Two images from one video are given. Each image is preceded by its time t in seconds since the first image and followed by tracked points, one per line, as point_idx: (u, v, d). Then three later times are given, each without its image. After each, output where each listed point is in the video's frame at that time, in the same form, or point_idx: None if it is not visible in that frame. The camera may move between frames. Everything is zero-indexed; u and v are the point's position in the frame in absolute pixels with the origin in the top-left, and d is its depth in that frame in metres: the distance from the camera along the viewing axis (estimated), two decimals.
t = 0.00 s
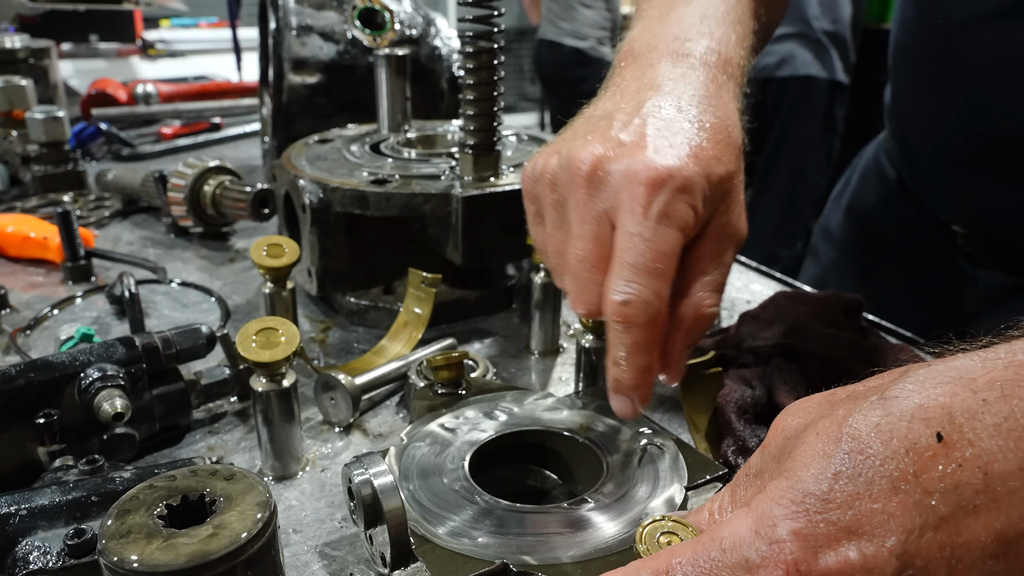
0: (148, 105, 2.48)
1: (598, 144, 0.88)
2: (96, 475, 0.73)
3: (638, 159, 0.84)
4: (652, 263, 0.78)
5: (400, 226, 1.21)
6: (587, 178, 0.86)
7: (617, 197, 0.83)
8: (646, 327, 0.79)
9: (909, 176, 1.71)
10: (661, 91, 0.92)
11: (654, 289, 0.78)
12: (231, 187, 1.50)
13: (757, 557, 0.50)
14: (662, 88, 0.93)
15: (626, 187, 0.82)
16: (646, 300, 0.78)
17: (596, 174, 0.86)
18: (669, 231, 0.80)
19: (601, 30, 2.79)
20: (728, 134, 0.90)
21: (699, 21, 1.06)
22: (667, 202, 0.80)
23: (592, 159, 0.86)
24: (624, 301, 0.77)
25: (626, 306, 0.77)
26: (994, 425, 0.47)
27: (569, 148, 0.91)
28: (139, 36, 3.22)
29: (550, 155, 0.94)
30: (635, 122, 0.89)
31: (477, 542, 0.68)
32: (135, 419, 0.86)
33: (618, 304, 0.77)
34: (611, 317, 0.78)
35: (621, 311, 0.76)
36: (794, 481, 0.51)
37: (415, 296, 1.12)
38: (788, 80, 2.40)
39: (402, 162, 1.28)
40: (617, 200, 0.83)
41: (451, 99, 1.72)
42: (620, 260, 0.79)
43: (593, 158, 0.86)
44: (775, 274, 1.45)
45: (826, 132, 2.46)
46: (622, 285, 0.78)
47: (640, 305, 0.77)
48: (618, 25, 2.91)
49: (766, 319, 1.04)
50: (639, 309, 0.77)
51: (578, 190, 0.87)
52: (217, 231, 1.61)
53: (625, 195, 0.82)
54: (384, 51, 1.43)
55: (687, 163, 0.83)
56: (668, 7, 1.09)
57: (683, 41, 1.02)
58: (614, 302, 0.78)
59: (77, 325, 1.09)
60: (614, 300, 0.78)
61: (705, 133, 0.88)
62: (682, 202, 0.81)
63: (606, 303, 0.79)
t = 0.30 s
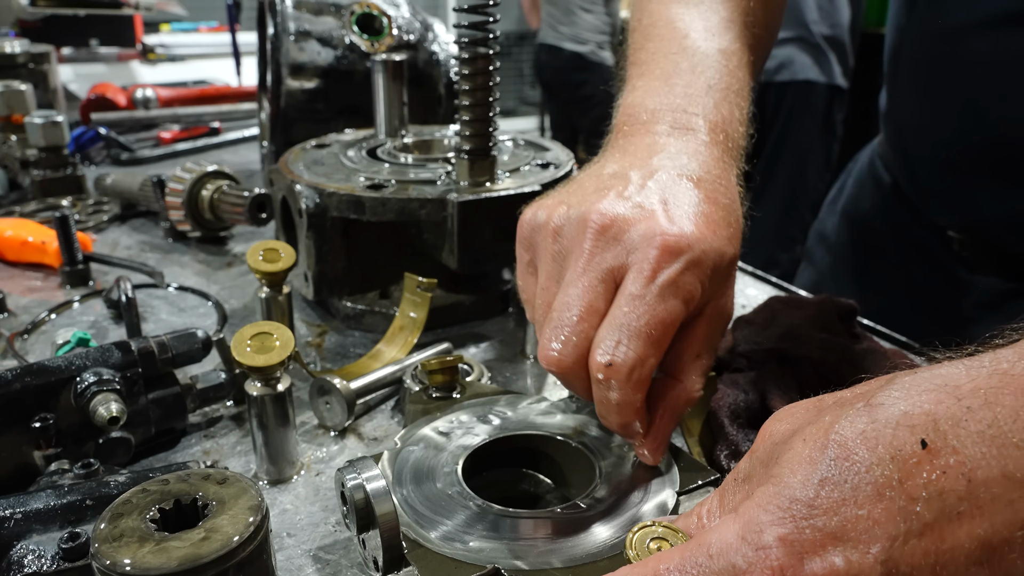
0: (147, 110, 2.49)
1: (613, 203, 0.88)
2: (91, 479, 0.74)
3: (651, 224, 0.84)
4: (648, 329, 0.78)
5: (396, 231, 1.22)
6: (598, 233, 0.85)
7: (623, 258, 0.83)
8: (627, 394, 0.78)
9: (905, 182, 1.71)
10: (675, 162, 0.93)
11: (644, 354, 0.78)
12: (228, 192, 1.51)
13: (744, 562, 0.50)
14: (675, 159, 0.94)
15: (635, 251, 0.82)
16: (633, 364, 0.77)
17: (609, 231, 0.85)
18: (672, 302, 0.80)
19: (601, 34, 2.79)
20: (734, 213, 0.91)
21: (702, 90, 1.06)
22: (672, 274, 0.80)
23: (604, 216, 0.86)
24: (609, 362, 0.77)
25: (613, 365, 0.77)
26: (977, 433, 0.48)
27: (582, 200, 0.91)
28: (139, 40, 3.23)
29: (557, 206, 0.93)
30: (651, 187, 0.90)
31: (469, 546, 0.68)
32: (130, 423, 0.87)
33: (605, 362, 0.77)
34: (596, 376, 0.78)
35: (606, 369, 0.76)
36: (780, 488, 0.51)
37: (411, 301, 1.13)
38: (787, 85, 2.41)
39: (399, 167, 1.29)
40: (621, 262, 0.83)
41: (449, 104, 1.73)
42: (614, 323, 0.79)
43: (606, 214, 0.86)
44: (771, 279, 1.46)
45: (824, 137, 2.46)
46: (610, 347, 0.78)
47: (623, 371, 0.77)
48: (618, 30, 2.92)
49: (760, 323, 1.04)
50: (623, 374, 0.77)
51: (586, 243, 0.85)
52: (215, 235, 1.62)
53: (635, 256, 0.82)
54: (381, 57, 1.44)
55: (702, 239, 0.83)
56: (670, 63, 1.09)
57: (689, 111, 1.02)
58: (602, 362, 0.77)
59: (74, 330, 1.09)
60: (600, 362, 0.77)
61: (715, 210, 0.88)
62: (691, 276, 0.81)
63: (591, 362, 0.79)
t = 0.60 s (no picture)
0: (148, 113, 2.49)
1: (580, 217, 0.86)
2: (91, 482, 0.73)
3: (614, 237, 0.82)
4: (604, 343, 0.77)
5: (397, 234, 1.21)
6: (563, 246, 0.84)
7: (584, 271, 0.81)
8: (582, 407, 0.77)
9: (905, 186, 1.71)
10: (650, 179, 0.92)
11: (598, 367, 0.77)
12: (229, 195, 1.51)
13: (745, 570, 0.50)
14: (649, 177, 0.93)
15: (596, 265, 0.81)
16: (587, 377, 0.76)
17: (574, 244, 0.83)
18: (632, 316, 0.78)
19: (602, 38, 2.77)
20: (707, 229, 0.88)
21: (684, 105, 1.05)
22: (631, 288, 0.78)
23: (570, 230, 0.84)
24: (563, 373, 0.76)
25: (566, 376, 0.76)
26: (979, 439, 0.47)
27: (551, 215, 0.90)
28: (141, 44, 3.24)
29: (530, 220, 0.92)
30: (620, 204, 0.88)
31: (469, 550, 0.68)
32: (130, 426, 0.86)
33: (559, 373, 0.76)
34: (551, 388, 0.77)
35: (559, 380, 0.75)
36: (781, 494, 0.51)
37: (412, 303, 1.13)
38: (785, 88, 2.41)
39: (399, 170, 1.29)
40: (583, 275, 0.81)
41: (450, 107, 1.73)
42: (570, 336, 0.77)
43: (572, 228, 0.84)
44: (771, 282, 1.46)
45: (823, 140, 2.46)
46: (565, 358, 0.77)
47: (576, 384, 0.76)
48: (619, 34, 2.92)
49: (761, 326, 1.04)
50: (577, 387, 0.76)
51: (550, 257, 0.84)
52: (216, 238, 1.62)
53: (597, 270, 0.80)
54: (382, 59, 1.44)
55: (666, 253, 0.80)
56: (654, 78, 1.09)
57: (668, 128, 1.02)
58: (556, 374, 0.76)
59: (74, 332, 1.09)
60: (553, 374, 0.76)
61: (687, 226, 0.86)
62: (652, 291, 0.79)
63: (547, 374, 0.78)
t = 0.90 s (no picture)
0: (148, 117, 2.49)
1: (618, 221, 0.88)
2: (89, 486, 0.73)
3: (657, 239, 0.84)
4: (654, 343, 0.78)
5: (396, 238, 1.22)
6: (604, 250, 0.85)
7: (629, 273, 0.83)
8: (632, 407, 0.78)
9: (903, 189, 1.72)
10: (679, 180, 0.94)
11: (648, 367, 0.78)
12: (228, 199, 1.51)
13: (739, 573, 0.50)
14: (680, 176, 0.95)
15: (642, 267, 0.83)
16: (639, 377, 0.77)
17: (615, 248, 0.85)
18: (680, 316, 0.80)
19: (602, 42, 2.77)
20: (739, 229, 0.91)
21: (704, 105, 1.06)
22: (678, 288, 0.80)
23: (609, 233, 0.86)
24: (615, 374, 0.77)
25: (617, 377, 0.77)
26: (972, 443, 0.47)
27: (587, 218, 0.91)
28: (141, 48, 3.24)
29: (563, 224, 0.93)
30: (656, 205, 0.90)
31: (466, 554, 0.68)
32: (129, 430, 0.87)
33: (609, 374, 0.77)
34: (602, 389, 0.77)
35: (612, 381, 0.76)
36: (776, 499, 0.51)
37: (410, 307, 1.13)
38: (778, 91, 2.42)
39: (398, 175, 1.29)
40: (627, 277, 0.83)
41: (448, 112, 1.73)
42: (620, 337, 0.79)
43: (611, 232, 0.86)
44: (769, 286, 1.46)
45: (818, 144, 2.47)
46: (615, 359, 0.78)
47: (628, 385, 0.77)
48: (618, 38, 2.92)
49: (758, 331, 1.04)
50: (629, 387, 0.77)
51: (592, 261, 0.85)
52: (215, 242, 1.62)
53: (642, 272, 0.82)
54: (380, 65, 1.47)
55: (708, 253, 0.83)
56: (670, 78, 1.10)
57: (691, 128, 1.02)
58: (607, 376, 0.77)
59: (73, 337, 1.10)
60: (604, 375, 0.77)
61: (722, 226, 0.88)
62: (697, 291, 0.81)
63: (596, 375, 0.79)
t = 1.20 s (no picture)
0: (147, 120, 2.49)
1: (561, 226, 0.86)
2: (87, 486, 0.74)
3: (596, 245, 0.82)
4: (583, 351, 0.76)
5: (394, 241, 1.22)
6: (544, 255, 0.84)
7: (567, 279, 0.81)
8: (563, 416, 0.76)
9: (900, 192, 1.73)
10: (633, 186, 0.93)
11: (579, 375, 0.76)
12: (227, 202, 1.52)
13: (732, 570, 0.50)
14: (633, 183, 0.94)
15: (578, 274, 0.81)
16: (568, 385, 0.76)
17: (555, 254, 0.84)
18: (615, 324, 0.78)
19: (601, 46, 2.78)
20: (689, 237, 0.88)
21: (670, 112, 1.06)
22: (612, 295, 0.78)
23: (553, 238, 0.85)
24: (546, 381, 0.75)
25: (547, 384, 0.75)
26: (962, 441, 0.48)
27: (534, 224, 0.90)
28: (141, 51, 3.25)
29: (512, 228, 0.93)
30: (603, 211, 0.88)
31: (462, 553, 0.69)
32: (127, 432, 0.87)
33: (539, 381, 0.75)
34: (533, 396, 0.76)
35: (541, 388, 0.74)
36: (768, 496, 0.52)
37: (408, 309, 1.13)
38: (775, 94, 2.42)
39: (396, 177, 1.30)
40: (564, 284, 0.81)
41: (446, 115, 1.74)
42: (552, 344, 0.77)
43: (555, 236, 0.85)
44: (766, 288, 1.47)
45: (816, 147, 2.48)
46: (546, 366, 0.76)
47: (557, 393, 0.75)
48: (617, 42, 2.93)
49: (754, 332, 1.05)
50: (560, 394, 0.75)
51: (532, 267, 0.84)
52: (214, 244, 1.62)
53: (578, 278, 0.80)
54: (380, 68, 1.46)
55: (647, 261, 0.80)
56: (641, 83, 1.10)
57: (653, 133, 1.03)
58: (538, 382, 0.76)
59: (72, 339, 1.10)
60: (535, 382, 0.76)
61: (669, 234, 0.86)
62: (632, 299, 0.79)
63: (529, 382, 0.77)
